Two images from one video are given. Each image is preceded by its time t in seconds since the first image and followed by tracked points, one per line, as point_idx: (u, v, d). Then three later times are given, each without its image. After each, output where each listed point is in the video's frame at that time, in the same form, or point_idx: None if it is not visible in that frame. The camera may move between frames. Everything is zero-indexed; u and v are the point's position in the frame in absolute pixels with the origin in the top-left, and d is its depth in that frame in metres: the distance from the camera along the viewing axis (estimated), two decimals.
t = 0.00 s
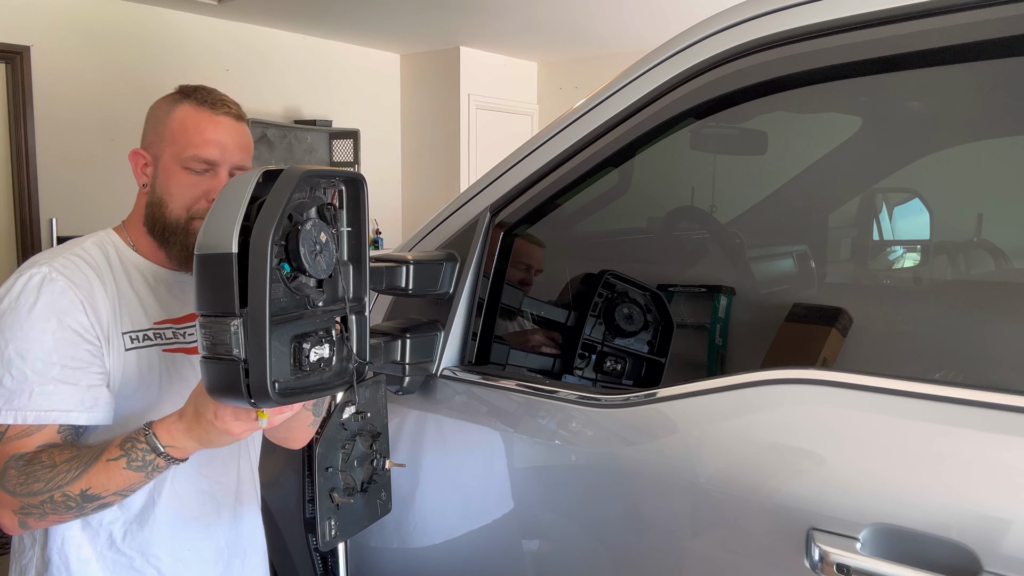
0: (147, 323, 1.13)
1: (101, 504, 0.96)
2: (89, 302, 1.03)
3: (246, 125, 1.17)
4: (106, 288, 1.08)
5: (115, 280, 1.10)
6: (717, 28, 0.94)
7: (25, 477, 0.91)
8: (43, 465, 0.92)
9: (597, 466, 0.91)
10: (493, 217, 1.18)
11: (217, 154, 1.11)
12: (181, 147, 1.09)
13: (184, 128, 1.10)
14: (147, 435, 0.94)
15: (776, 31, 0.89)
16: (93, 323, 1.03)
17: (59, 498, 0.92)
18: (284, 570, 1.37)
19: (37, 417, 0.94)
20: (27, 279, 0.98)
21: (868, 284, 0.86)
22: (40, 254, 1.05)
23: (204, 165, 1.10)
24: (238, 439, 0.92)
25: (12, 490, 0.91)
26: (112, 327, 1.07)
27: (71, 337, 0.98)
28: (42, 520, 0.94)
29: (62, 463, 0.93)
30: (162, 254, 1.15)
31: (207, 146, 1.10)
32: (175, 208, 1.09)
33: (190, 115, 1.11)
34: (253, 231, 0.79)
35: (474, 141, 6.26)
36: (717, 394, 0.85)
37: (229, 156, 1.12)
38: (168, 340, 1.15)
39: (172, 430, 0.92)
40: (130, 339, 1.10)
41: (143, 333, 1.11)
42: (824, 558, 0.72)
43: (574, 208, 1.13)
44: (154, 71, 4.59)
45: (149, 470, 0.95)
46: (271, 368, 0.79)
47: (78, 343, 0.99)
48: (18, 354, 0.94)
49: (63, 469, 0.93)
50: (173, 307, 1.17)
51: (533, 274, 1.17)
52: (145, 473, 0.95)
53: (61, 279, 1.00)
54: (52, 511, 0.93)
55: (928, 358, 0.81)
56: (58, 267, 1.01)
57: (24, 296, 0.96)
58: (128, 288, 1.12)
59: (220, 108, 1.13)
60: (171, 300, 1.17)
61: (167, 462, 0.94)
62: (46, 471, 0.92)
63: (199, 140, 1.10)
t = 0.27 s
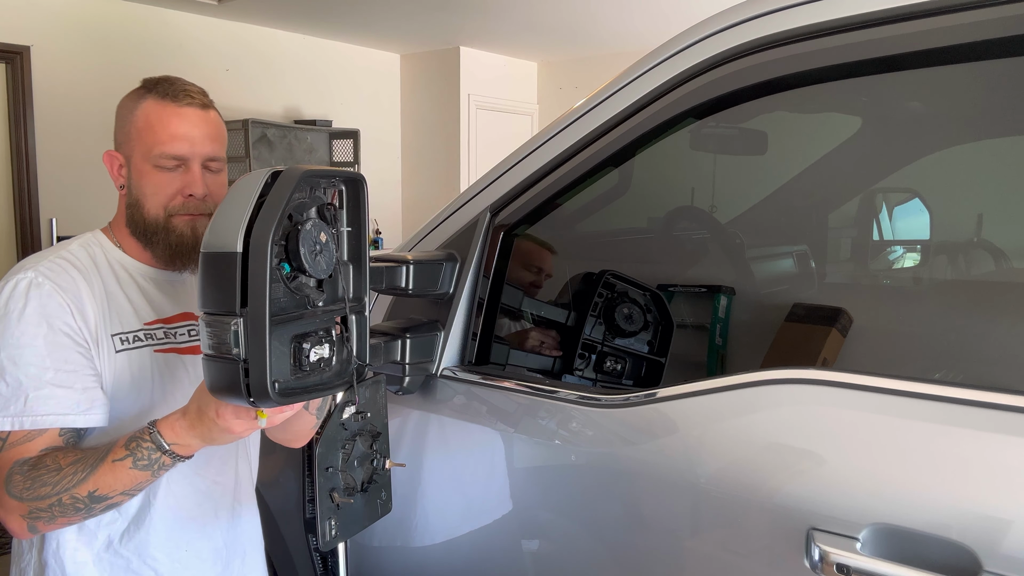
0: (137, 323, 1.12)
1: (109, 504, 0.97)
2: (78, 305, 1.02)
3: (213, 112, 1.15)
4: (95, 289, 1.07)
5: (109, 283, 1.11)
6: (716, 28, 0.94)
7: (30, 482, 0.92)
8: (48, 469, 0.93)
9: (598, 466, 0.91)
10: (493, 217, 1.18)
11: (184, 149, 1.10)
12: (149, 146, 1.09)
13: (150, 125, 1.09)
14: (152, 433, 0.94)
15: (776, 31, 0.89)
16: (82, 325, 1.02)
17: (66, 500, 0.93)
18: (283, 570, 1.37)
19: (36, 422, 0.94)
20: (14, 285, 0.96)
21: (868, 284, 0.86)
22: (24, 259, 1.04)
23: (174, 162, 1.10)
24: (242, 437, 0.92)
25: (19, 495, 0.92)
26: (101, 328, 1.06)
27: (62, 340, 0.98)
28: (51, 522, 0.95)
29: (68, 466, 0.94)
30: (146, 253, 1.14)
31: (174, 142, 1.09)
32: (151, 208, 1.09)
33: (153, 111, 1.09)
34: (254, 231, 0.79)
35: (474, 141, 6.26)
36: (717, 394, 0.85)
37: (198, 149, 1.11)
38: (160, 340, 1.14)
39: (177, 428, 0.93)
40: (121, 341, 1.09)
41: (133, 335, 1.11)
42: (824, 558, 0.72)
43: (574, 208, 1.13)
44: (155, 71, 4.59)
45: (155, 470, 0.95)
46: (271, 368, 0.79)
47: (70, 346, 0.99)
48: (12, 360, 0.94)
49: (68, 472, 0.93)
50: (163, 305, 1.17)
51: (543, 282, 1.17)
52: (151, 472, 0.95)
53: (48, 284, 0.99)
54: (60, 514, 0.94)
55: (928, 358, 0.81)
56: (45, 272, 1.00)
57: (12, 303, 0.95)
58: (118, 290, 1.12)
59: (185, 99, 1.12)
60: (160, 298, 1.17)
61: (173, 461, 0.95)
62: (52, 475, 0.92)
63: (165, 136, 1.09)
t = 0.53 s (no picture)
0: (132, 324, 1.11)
1: (113, 504, 0.97)
2: (69, 308, 1.02)
3: (185, 106, 1.13)
4: (87, 292, 1.06)
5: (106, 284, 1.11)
6: (716, 28, 0.94)
7: (33, 484, 0.92)
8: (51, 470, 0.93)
9: (597, 466, 0.91)
10: (493, 217, 1.18)
11: (157, 149, 1.09)
12: (123, 148, 1.08)
13: (121, 126, 1.08)
14: (154, 431, 0.94)
15: (776, 31, 0.89)
16: (75, 328, 1.02)
17: (71, 501, 0.93)
18: (283, 570, 1.37)
19: (32, 427, 0.94)
20: (4, 289, 0.96)
21: (868, 284, 0.86)
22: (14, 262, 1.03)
23: (149, 163, 1.09)
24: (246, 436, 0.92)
25: (23, 497, 0.92)
26: (94, 330, 1.06)
27: (55, 344, 0.97)
28: (55, 526, 0.95)
29: (70, 467, 0.94)
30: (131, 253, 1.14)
31: (147, 143, 1.08)
32: (130, 211, 1.09)
33: (123, 112, 1.08)
34: (253, 232, 0.79)
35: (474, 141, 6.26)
36: (717, 394, 0.85)
37: (170, 148, 1.10)
38: (155, 340, 1.14)
39: (179, 426, 0.93)
40: (114, 343, 1.08)
41: (128, 336, 1.10)
42: (824, 558, 0.72)
43: (573, 208, 1.13)
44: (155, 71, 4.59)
45: (160, 468, 0.95)
46: (270, 368, 0.79)
47: (63, 349, 0.98)
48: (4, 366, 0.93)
49: (71, 472, 0.94)
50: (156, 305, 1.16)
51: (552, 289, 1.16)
52: (154, 470, 0.95)
53: (40, 286, 0.98)
54: (64, 516, 0.94)
55: (928, 358, 0.81)
56: (35, 275, 0.99)
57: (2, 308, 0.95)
58: (111, 292, 1.11)
59: (154, 96, 1.10)
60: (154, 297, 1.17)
61: (176, 459, 0.95)
62: (55, 475, 0.93)
63: (137, 138, 1.08)
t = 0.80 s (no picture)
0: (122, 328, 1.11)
1: (113, 508, 0.97)
2: (56, 315, 1.00)
3: (150, 102, 1.09)
4: (73, 298, 1.05)
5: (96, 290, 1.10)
6: (716, 28, 0.94)
7: (33, 493, 0.92)
8: (51, 477, 0.93)
9: (597, 466, 0.91)
10: (493, 217, 1.18)
11: (126, 150, 1.06)
12: (93, 152, 1.05)
13: (88, 129, 1.05)
14: (149, 430, 0.94)
15: (775, 31, 0.89)
16: (63, 335, 1.01)
17: (72, 508, 0.93)
18: (283, 570, 1.37)
19: (27, 437, 0.94)
20: None
21: (868, 284, 0.86)
22: None
23: (121, 165, 1.06)
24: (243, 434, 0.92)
25: (23, 508, 0.92)
26: (84, 336, 1.05)
27: (43, 353, 0.96)
28: (57, 534, 0.96)
29: (69, 474, 0.94)
30: (114, 255, 1.12)
31: (116, 146, 1.05)
32: (109, 216, 1.07)
33: (90, 116, 1.05)
34: (255, 232, 0.79)
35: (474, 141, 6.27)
36: (717, 394, 0.85)
37: (139, 147, 1.07)
38: (146, 343, 1.13)
39: (173, 423, 0.93)
40: (105, 347, 1.07)
41: (119, 339, 1.09)
42: (824, 558, 0.72)
43: (573, 208, 1.12)
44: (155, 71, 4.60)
45: (157, 467, 0.95)
46: (271, 368, 0.79)
47: (53, 358, 0.97)
48: None
49: (70, 478, 0.93)
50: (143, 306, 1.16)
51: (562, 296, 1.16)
52: (151, 470, 0.95)
53: (24, 295, 0.97)
54: (66, 523, 0.94)
55: (929, 358, 0.81)
56: (19, 284, 0.98)
57: None
58: (100, 296, 1.10)
59: (119, 96, 1.06)
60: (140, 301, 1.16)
61: (172, 459, 0.95)
62: (54, 484, 0.93)
63: (105, 141, 1.05)
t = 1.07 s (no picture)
0: (93, 343, 1.03)
1: (90, 534, 0.96)
2: (17, 337, 0.93)
3: (89, 104, 1.00)
4: (37, 317, 0.97)
5: (75, 304, 1.05)
6: (717, 27, 0.92)
7: (6, 522, 0.91)
8: (25, 503, 0.92)
9: (597, 466, 0.91)
10: (493, 217, 1.16)
11: (70, 159, 0.97)
12: (35, 166, 0.97)
13: (26, 142, 0.96)
14: (123, 452, 0.93)
15: (777, 30, 0.87)
16: (27, 357, 0.93)
17: (47, 535, 0.92)
18: (282, 569, 1.37)
19: None
20: None
21: (868, 283, 0.87)
22: None
23: (69, 177, 0.97)
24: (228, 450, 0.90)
25: None
26: (50, 355, 0.97)
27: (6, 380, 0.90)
28: (36, 560, 0.95)
29: (42, 500, 0.93)
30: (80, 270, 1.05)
31: (60, 157, 0.97)
32: (66, 232, 0.99)
33: (28, 127, 0.96)
34: (254, 232, 0.79)
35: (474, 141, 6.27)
36: (717, 394, 0.85)
37: (83, 154, 0.98)
38: (121, 357, 1.06)
39: (149, 442, 0.91)
40: (74, 367, 1.00)
41: (90, 357, 1.02)
42: (824, 558, 0.72)
43: (574, 207, 1.12)
44: (155, 71, 4.60)
45: (128, 493, 0.93)
46: (271, 369, 0.80)
47: (17, 384, 0.91)
48: None
49: (43, 506, 0.92)
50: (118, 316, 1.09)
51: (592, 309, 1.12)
52: (123, 495, 0.93)
53: None
54: (44, 550, 0.94)
55: (929, 358, 0.81)
56: None
57: None
58: (69, 310, 1.03)
59: (57, 103, 0.98)
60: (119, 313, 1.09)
61: (144, 483, 0.93)
62: (27, 511, 0.91)
63: (46, 153, 0.96)
